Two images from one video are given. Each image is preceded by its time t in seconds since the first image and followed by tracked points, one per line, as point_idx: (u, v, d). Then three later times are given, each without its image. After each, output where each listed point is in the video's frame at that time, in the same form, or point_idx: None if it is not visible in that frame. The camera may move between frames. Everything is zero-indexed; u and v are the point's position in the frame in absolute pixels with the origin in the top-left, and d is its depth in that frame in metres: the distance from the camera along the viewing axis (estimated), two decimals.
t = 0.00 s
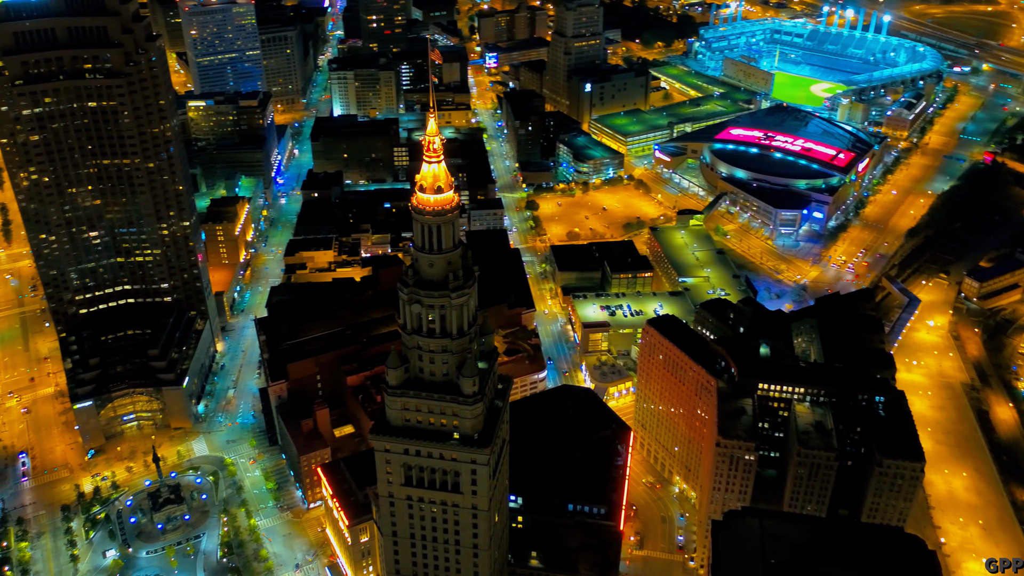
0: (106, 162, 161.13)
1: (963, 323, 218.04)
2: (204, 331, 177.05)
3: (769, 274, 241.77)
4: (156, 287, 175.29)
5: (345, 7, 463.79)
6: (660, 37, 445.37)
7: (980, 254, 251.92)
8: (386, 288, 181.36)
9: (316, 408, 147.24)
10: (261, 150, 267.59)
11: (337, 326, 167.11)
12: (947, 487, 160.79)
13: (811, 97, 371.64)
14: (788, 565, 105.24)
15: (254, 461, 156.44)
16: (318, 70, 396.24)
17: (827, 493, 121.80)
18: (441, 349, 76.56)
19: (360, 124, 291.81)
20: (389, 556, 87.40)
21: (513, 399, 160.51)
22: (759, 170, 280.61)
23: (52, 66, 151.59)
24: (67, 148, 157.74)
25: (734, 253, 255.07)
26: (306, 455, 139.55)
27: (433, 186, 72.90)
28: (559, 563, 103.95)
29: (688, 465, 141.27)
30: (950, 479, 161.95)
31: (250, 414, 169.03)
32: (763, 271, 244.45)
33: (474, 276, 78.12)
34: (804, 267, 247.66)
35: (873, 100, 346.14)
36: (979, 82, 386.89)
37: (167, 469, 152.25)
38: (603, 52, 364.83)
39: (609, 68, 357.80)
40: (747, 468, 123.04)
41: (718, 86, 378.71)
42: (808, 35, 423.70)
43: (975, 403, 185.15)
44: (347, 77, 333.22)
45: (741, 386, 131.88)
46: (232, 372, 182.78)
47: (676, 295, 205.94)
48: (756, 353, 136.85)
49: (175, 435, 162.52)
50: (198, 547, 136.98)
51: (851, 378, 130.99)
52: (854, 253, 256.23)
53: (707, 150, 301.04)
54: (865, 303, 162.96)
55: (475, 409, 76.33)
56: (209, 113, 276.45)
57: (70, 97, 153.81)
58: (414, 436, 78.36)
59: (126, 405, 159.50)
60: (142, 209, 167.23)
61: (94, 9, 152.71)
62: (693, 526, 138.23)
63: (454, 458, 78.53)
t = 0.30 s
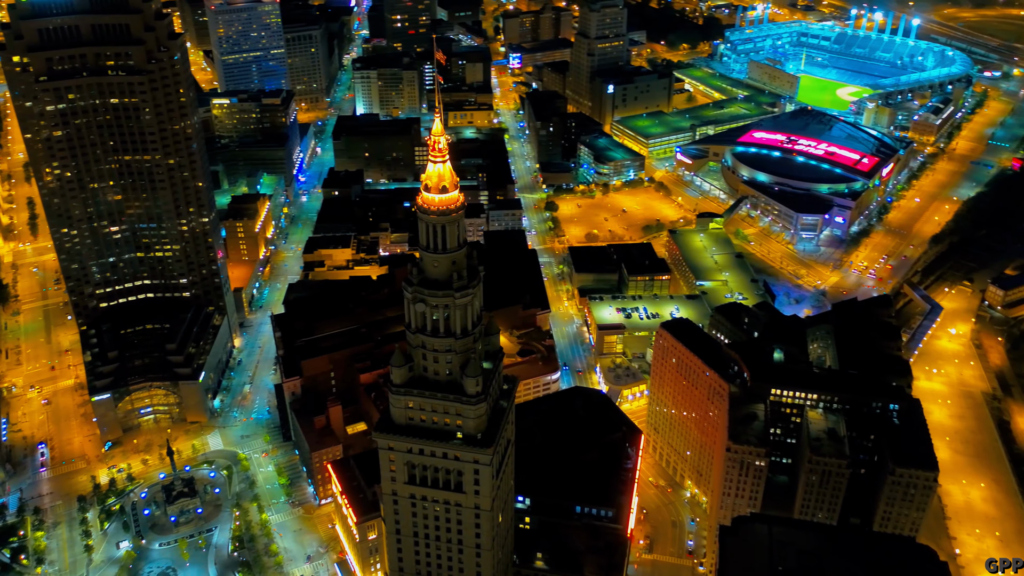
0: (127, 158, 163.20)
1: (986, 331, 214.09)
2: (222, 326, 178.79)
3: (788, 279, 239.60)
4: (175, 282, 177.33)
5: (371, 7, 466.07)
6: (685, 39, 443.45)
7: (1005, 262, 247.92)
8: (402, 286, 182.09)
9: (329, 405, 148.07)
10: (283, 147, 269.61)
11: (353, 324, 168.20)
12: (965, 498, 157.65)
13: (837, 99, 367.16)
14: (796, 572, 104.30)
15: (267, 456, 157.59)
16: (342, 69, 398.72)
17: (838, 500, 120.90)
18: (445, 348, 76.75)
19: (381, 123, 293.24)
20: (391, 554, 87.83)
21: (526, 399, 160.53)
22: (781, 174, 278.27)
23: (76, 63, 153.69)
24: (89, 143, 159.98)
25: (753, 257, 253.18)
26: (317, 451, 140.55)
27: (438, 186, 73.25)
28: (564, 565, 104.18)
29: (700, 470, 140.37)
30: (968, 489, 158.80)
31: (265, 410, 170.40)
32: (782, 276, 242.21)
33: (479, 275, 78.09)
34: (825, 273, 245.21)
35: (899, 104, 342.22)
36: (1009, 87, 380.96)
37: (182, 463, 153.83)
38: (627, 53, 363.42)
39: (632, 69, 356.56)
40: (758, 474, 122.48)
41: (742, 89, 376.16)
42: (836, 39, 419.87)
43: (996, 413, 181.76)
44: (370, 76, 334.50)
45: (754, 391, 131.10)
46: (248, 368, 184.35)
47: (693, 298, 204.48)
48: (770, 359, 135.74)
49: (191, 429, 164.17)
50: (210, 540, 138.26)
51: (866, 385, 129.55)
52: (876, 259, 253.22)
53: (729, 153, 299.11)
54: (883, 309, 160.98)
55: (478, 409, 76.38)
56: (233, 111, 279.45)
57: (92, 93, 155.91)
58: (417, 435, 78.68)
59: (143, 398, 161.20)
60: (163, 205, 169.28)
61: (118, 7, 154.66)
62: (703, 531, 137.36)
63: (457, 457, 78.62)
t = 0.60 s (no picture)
0: (148, 155, 165.21)
1: (1010, 340, 209.27)
2: (239, 322, 180.34)
3: (808, 284, 237.44)
4: (194, 278, 179.58)
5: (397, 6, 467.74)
6: (710, 41, 440.83)
7: None
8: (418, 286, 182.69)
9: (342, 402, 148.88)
10: (305, 146, 271.45)
11: (367, 322, 169.02)
12: (983, 509, 154.66)
13: (863, 102, 362.38)
14: None
15: (281, 452, 158.78)
16: (367, 68, 400.65)
17: (849, 508, 121.29)
18: (449, 348, 77.04)
19: (402, 123, 294.30)
20: (396, 552, 88.28)
21: (538, 400, 160.36)
22: (804, 178, 275.64)
23: (99, 60, 156.02)
24: (111, 140, 162.24)
25: (773, 262, 251.14)
26: (329, 448, 141.49)
27: (443, 186, 73.65)
28: (571, 567, 105.60)
29: (711, 475, 139.28)
30: (986, 500, 155.66)
31: (280, 406, 171.65)
32: (802, 281, 239.93)
33: (484, 276, 78.30)
34: (845, 278, 242.62)
35: (927, 108, 337.77)
36: None
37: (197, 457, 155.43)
38: (650, 54, 361.65)
39: (655, 71, 354.91)
40: (768, 480, 123.60)
41: (767, 92, 372.92)
42: (863, 42, 415.62)
43: (1017, 424, 178.26)
44: (393, 75, 335.94)
45: (766, 396, 130.39)
46: (265, 364, 185.76)
47: (710, 302, 202.74)
48: (783, 364, 134.63)
49: (207, 423, 165.86)
50: (222, 534, 139.57)
51: (880, 393, 128.00)
52: (898, 265, 249.93)
53: (751, 157, 296.95)
54: (900, 316, 159.19)
55: (481, 409, 76.55)
56: (256, 108, 281.83)
57: (115, 90, 158.03)
58: (421, 434, 78.98)
59: (160, 392, 163.04)
60: (183, 201, 171.19)
61: (141, 6, 156.54)
62: (714, 537, 136.34)
63: (460, 457, 78.65)
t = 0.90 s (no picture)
0: (168, 151, 166.97)
1: None
2: (255, 318, 181.77)
3: (828, 289, 235.11)
4: (212, 273, 181.11)
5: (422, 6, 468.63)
6: (736, 43, 437.40)
7: None
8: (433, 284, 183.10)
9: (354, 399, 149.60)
10: (326, 144, 273.04)
11: (382, 320, 169.70)
12: (1000, 520, 151.63)
13: (889, 106, 358.65)
14: None
15: (294, 448, 159.85)
16: (390, 67, 401.91)
17: (861, 516, 119.89)
18: (454, 347, 77.38)
19: (423, 122, 295.04)
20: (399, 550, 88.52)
21: (550, 401, 159.91)
22: (826, 182, 272.78)
23: (121, 57, 157.99)
24: (132, 136, 164.21)
25: (793, 266, 248.95)
26: (340, 444, 142.29)
27: (448, 185, 73.96)
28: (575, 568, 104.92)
29: (722, 479, 138.21)
30: (1004, 512, 152.64)
31: (295, 402, 172.75)
32: (822, 286, 237.49)
33: (490, 276, 78.39)
34: (866, 284, 239.94)
35: (954, 114, 333.27)
36: None
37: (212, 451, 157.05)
38: (674, 56, 359.45)
39: (678, 73, 352.86)
40: (778, 485, 123.00)
41: (791, 95, 369.15)
42: (891, 45, 410.89)
43: None
44: (416, 74, 336.34)
45: (778, 402, 129.83)
46: (281, 360, 187.06)
47: (727, 306, 201.18)
48: (797, 369, 133.45)
49: (222, 418, 167.39)
50: (234, 528, 140.76)
51: (895, 401, 126.63)
52: (921, 271, 246.66)
53: (773, 160, 294.50)
54: (919, 322, 157.24)
55: (485, 408, 76.68)
56: (278, 106, 283.99)
57: (136, 86, 159.93)
58: (425, 432, 79.26)
59: (177, 386, 164.78)
60: (203, 198, 172.75)
61: (163, 3, 158.21)
62: (725, 542, 135.27)
63: (463, 456, 78.71)
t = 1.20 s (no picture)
0: (187, 148, 168.50)
1: None
2: (271, 315, 183.14)
3: (846, 294, 232.90)
4: (229, 270, 182.81)
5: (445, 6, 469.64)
6: (759, 45, 434.17)
7: None
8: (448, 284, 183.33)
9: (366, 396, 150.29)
10: (346, 142, 274.41)
11: (396, 319, 170.09)
12: (1017, 531, 147.85)
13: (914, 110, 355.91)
14: None
15: (306, 444, 160.70)
16: (412, 67, 403.17)
17: (871, 525, 118.96)
18: (458, 346, 77.50)
19: (443, 122, 295.67)
20: (403, 548, 88.82)
21: (561, 402, 159.84)
22: (847, 186, 270.07)
23: (142, 54, 159.66)
24: (152, 133, 165.96)
25: (811, 270, 246.85)
26: (351, 442, 143.06)
27: (453, 185, 74.19)
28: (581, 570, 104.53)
29: (733, 484, 137.18)
30: (1021, 523, 149.08)
31: (308, 399, 173.81)
32: (841, 291, 235.22)
33: (495, 275, 78.52)
34: (886, 289, 237.33)
35: (980, 118, 327.95)
36: None
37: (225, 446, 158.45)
38: (695, 57, 357.49)
39: (700, 75, 350.91)
40: (788, 492, 122.27)
41: (814, 97, 365.77)
42: (918, 48, 406.71)
43: None
44: (437, 74, 337.62)
45: (790, 407, 128.92)
46: (296, 357, 188.30)
47: (743, 309, 199.99)
48: (810, 375, 132.25)
49: (236, 413, 168.77)
50: (244, 522, 141.88)
51: (908, 408, 125.28)
52: (942, 277, 243.58)
53: (793, 163, 292.11)
54: (936, 330, 155.17)
55: (488, 408, 76.78)
56: (299, 105, 285.88)
57: (156, 83, 161.58)
58: (428, 431, 79.50)
59: (193, 381, 166.26)
60: (220, 195, 174.27)
61: (184, 1, 159.71)
62: (734, 547, 134.20)
63: (466, 455, 78.84)
